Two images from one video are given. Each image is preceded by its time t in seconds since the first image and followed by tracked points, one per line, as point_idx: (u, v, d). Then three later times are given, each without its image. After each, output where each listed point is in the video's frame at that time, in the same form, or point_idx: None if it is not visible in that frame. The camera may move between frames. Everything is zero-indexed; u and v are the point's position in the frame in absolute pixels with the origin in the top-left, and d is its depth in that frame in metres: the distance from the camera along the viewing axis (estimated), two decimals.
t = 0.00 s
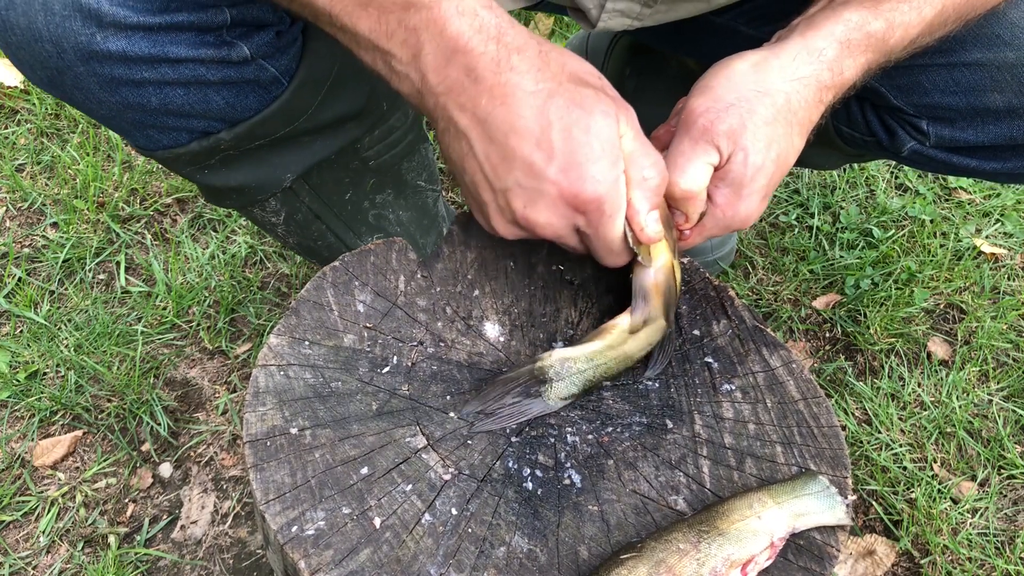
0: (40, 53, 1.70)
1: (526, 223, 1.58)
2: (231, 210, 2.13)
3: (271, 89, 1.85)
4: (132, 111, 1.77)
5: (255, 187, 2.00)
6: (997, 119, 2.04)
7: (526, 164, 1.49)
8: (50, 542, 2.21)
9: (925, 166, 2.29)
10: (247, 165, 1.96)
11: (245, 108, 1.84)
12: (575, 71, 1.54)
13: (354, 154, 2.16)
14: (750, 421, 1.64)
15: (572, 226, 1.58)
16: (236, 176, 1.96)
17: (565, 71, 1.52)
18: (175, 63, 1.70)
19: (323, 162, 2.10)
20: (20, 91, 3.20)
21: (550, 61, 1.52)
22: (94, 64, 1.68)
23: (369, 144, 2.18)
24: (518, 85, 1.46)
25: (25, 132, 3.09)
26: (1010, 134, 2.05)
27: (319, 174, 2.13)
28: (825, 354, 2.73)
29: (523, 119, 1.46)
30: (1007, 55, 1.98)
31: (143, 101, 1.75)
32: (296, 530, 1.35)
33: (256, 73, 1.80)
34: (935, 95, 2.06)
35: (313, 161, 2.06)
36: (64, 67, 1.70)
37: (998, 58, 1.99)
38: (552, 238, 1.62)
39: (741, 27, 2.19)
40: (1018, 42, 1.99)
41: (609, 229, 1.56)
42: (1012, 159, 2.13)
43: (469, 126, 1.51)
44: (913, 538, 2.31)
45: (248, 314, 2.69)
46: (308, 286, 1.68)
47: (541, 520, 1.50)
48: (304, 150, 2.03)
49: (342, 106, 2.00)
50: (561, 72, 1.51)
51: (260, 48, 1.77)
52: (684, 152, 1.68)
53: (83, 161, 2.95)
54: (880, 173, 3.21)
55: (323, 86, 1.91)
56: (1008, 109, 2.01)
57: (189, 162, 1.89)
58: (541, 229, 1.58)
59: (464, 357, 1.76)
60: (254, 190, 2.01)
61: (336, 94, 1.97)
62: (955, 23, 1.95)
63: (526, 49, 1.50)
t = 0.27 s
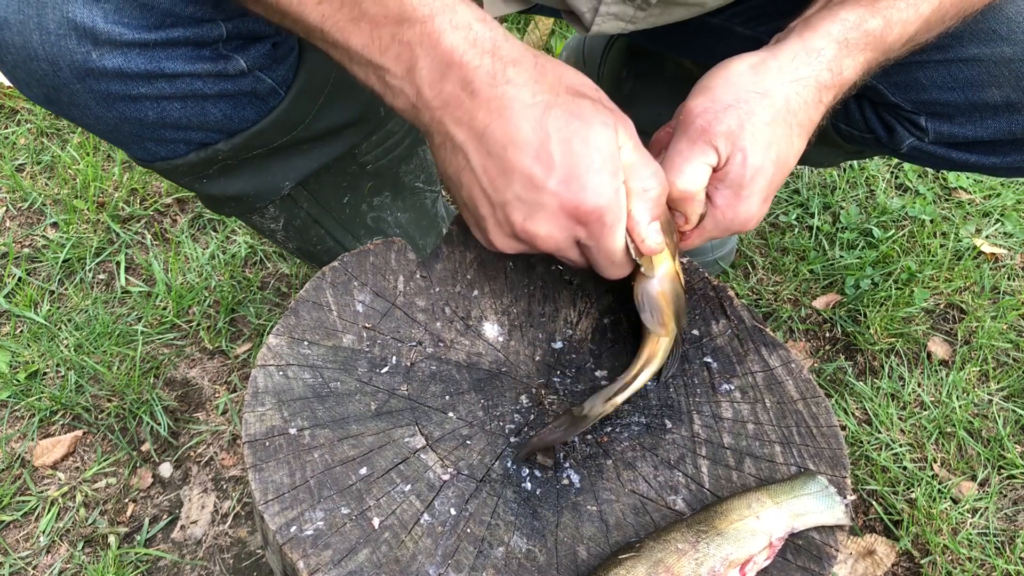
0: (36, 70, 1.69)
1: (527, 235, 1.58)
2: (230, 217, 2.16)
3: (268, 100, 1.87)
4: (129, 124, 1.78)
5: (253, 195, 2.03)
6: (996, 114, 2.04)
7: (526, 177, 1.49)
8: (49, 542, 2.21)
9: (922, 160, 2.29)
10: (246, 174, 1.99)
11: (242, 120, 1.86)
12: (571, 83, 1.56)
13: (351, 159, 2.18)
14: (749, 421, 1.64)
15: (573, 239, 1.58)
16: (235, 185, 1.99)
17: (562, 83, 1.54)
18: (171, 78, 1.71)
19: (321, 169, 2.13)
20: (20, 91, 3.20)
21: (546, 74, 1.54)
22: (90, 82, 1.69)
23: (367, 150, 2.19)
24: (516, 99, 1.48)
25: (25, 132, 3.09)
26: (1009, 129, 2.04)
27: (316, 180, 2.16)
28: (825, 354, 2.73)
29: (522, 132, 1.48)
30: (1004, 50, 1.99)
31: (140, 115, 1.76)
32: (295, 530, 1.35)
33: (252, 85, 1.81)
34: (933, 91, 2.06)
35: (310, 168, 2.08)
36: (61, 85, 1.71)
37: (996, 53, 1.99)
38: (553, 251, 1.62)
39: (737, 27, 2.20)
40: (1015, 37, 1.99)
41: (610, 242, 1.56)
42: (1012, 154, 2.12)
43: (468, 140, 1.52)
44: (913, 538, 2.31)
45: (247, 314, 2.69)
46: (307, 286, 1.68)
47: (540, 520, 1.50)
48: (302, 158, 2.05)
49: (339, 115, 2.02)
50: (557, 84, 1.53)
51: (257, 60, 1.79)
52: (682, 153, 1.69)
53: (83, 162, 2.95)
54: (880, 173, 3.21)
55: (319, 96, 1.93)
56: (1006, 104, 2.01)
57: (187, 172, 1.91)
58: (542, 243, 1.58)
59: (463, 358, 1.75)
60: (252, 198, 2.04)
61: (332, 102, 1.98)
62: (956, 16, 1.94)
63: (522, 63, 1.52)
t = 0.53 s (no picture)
0: (29, 75, 1.67)
1: (523, 233, 1.58)
2: (228, 217, 2.16)
3: (264, 101, 1.87)
4: (123, 127, 1.77)
5: (251, 196, 2.03)
6: (1002, 103, 2.04)
7: (519, 177, 1.49)
8: (49, 542, 2.21)
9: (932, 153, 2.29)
10: (242, 174, 1.99)
11: (237, 121, 1.86)
12: (564, 79, 1.54)
13: (348, 160, 2.19)
14: (752, 421, 1.64)
15: (568, 236, 1.58)
16: (232, 186, 1.99)
17: (554, 80, 1.52)
18: (167, 80, 1.71)
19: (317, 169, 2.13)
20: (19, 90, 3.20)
21: (539, 72, 1.52)
22: (84, 85, 1.68)
23: (364, 150, 2.19)
24: (508, 98, 1.47)
25: (25, 132, 3.08)
26: (1016, 118, 2.05)
27: (313, 180, 2.16)
28: (825, 354, 2.74)
29: (514, 132, 1.47)
30: (1008, 39, 1.99)
31: (135, 118, 1.75)
32: (298, 530, 1.35)
33: (248, 87, 1.81)
34: (939, 82, 2.07)
35: (307, 169, 2.08)
36: (55, 88, 1.69)
37: (1000, 43, 1.99)
38: (550, 248, 1.62)
39: (737, 25, 2.20)
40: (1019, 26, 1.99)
41: (606, 238, 1.56)
42: (1019, 143, 2.12)
43: (462, 140, 1.52)
44: (913, 537, 2.32)
45: (248, 314, 2.69)
46: (309, 286, 1.68)
47: (543, 520, 1.50)
48: (299, 159, 2.05)
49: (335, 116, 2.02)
50: (550, 81, 1.51)
51: (252, 62, 1.79)
52: (688, 144, 1.68)
53: (83, 161, 2.95)
54: (880, 173, 3.21)
55: (315, 97, 1.93)
56: (1012, 93, 2.01)
57: (184, 173, 1.91)
58: (538, 240, 1.59)
59: (466, 358, 1.75)
60: (249, 199, 2.04)
61: (328, 103, 1.98)
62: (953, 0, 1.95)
63: (514, 61, 1.50)
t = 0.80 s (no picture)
0: (26, 74, 1.66)
1: (515, 239, 1.61)
2: (227, 216, 2.17)
3: (262, 101, 1.87)
4: (122, 126, 1.77)
5: (249, 195, 2.03)
6: (1002, 96, 2.04)
7: (512, 186, 1.51)
8: (49, 542, 2.21)
9: (938, 149, 2.30)
10: (241, 174, 1.99)
11: (236, 121, 1.86)
12: (559, 86, 1.53)
13: (347, 159, 2.19)
14: (751, 421, 1.64)
15: (560, 242, 1.60)
16: (230, 185, 2.00)
17: (548, 88, 1.52)
18: (165, 80, 1.71)
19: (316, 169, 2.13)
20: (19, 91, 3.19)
21: (534, 80, 1.52)
22: (83, 85, 1.67)
23: (363, 150, 2.19)
24: (502, 107, 1.47)
25: (25, 132, 3.08)
26: (1016, 110, 2.05)
27: (312, 179, 2.16)
28: (825, 354, 2.74)
29: (508, 141, 1.48)
30: (1008, 32, 2.00)
31: (133, 117, 1.75)
32: (298, 530, 1.35)
33: (246, 86, 1.81)
34: (938, 76, 2.07)
35: (305, 169, 2.08)
36: (53, 88, 1.69)
37: (999, 36, 2.00)
38: (544, 253, 1.65)
39: (736, 20, 2.19)
40: (1018, 19, 2.00)
41: (597, 245, 1.59)
42: (1019, 134, 2.12)
43: (458, 147, 1.53)
44: (913, 538, 2.31)
45: (248, 314, 2.69)
46: (309, 286, 1.68)
47: (543, 520, 1.50)
48: (297, 158, 2.05)
49: (332, 116, 2.01)
50: (544, 89, 1.51)
51: (249, 62, 1.79)
52: (689, 126, 1.68)
53: (83, 162, 2.95)
54: (880, 173, 3.21)
55: (313, 97, 1.93)
56: (1012, 86, 2.01)
57: (183, 173, 1.91)
58: (530, 246, 1.61)
59: (466, 358, 1.75)
60: (248, 198, 2.05)
61: (326, 103, 1.98)
62: None
63: (508, 69, 1.50)
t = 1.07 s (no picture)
0: (30, 74, 1.66)
1: (516, 250, 1.63)
2: (228, 217, 2.17)
3: (265, 102, 1.87)
4: (124, 127, 1.77)
5: (251, 196, 2.03)
6: (999, 104, 2.05)
7: (510, 199, 1.53)
8: (49, 542, 2.21)
9: (932, 155, 2.29)
10: (243, 175, 1.99)
11: (239, 122, 1.86)
12: (557, 96, 1.53)
13: (349, 160, 2.19)
14: (752, 421, 1.65)
15: (560, 252, 1.62)
16: (232, 186, 2.00)
17: (546, 99, 1.52)
18: (168, 81, 1.71)
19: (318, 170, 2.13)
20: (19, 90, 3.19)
21: (530, 91, 1.53)
22: (86, 85, 1.67)
23: (365, 150, 2.19)
24: (498, 120, 1.49)
25: (25, 132, 3.08)
26: (1014, 118, 2.05)
27: (314, 180, 2.16)
28: (825, 354, 2.74)
29: (505, 154, 1.50)
30: (1006, 41, 2.01)
31: (136, 118, 1.75)
32: (298, 530, 1.35)
33: (249, 87, 1.82)
34: (937, 83, 2.07)
35: (307, 169, 2.08)
36: (55, 88, 1.68)
37: (998, 44, 2.02)
38: (545, 263, 1.66)
39: (737, 26, 2.21)
40: (1016, 27, 2.01)
41: (597, 255, 1.59)
42: (1017, 143, 2.12)
43: (457, 159, 1.56)
44: (913, 538, 2.31)
45: (247, 314, 2.69)
46: (309, 286, 1.68)
47: (543, 520, 1.50)
48: (300, 159, 2.05)
49: (335, 117, 2.01)
50: (540, 101, 1.52)
51: (252, 62, 1.81)
52: (698, 156, 1.73)
53: (83, 161, 2.95)
54: (880, 173, 3.21)
55: (316, 97, 1.92)
56: (1010, 94, 2.02)
57: (184, 173, 1.91)
58: (531, 257, 1.63)
59: (466, 357, 1.75)
60: (250, 199, 2.05)
61: (329, 105, 1.98)
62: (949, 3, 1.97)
63: (505, 81, 1.51)
